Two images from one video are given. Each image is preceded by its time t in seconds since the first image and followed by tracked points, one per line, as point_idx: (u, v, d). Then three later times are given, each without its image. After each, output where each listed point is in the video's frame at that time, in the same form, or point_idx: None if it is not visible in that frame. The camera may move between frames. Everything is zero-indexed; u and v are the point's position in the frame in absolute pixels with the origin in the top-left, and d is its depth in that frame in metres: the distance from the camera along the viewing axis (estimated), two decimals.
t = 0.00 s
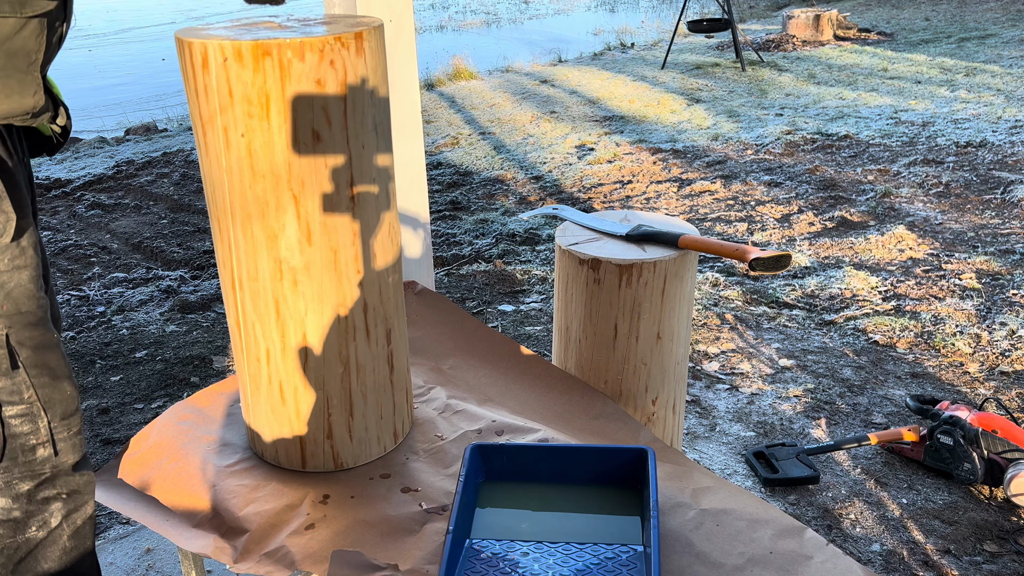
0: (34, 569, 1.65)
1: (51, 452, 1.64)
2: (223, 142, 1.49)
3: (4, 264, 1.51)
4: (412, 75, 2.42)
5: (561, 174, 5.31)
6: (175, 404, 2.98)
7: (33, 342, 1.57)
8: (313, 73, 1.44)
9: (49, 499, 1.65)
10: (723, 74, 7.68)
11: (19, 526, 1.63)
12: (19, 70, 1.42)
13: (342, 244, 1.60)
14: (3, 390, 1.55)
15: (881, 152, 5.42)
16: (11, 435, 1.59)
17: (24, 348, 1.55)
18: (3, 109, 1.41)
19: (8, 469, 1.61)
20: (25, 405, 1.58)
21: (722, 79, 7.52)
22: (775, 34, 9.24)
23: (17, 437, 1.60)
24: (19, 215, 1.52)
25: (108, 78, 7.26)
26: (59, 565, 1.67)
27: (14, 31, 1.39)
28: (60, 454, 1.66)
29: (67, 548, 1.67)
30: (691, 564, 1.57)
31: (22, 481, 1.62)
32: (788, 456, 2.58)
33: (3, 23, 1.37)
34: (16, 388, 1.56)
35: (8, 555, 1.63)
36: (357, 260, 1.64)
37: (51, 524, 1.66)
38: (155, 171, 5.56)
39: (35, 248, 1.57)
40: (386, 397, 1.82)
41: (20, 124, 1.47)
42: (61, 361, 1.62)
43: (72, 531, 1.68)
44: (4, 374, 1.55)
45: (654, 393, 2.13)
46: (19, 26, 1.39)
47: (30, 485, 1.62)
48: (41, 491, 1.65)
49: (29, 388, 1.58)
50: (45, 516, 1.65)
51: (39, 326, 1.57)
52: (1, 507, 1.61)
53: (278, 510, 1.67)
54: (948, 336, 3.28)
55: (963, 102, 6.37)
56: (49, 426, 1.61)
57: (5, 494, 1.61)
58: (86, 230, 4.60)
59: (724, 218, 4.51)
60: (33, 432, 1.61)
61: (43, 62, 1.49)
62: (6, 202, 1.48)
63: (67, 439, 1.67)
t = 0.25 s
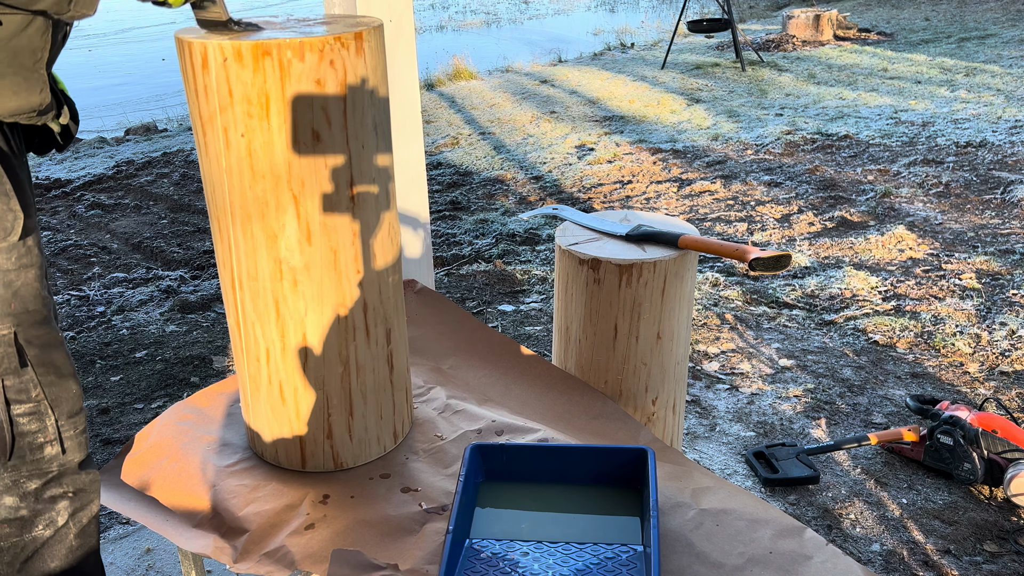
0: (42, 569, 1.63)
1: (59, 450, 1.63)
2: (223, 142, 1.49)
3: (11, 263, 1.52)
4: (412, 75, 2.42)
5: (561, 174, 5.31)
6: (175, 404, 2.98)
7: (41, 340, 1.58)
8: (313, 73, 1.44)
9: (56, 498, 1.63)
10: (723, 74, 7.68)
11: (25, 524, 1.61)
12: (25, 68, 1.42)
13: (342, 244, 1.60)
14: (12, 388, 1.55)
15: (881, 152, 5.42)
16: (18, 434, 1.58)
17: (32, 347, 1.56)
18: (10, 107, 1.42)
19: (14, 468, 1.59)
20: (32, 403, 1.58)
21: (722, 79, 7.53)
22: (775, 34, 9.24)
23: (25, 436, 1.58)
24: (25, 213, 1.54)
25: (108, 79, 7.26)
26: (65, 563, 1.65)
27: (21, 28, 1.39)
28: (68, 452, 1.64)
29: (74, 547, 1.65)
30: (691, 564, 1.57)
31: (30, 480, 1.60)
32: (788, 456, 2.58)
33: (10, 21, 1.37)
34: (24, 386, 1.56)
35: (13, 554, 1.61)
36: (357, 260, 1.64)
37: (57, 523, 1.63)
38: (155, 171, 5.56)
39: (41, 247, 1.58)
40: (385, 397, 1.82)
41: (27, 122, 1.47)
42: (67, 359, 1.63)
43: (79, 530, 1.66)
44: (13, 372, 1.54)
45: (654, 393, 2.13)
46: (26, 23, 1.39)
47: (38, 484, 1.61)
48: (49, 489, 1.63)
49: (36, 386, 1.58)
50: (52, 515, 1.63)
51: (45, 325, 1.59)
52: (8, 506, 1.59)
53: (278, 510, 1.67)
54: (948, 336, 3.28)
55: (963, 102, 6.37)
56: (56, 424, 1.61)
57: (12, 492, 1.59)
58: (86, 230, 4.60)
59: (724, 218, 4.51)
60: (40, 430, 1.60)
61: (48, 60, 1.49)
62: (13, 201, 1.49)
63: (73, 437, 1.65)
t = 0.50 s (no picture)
0: (39, 570, 1.64)
1: (56, 452, 1.64)
2: (223, 141, 1.49)
3: (11, 264, 1.51)
4: (412, 75, 2.42)
5: (561, 174, 5.31)
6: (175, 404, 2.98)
7: (39, 342, 1.57)
8: (313, 73, 1.44)
9: (53, 500, 1.65)
10: (723, 75, 7.68)
11: (23, 526, 1.62)
12: (26, 67, 1.42)
13: (342, 244, 1.60)
14: (10, 390, 1.56)
15: (881, 152, 5.42)
16: (14, 436, 1.58)
17: (30, 348, 1.56)
18: (10, 105, 1.41)
19: (11, 470, 1.60)
20: (30, 405, 1.58)
21: (722, 79, 7.53)
22: (775, 34, 9.24)
23: (22, 438, 1.59)
24: (24, 215, 1.53)
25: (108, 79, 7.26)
26: (63, 565, 1.66)
27: (21, 28, 1.39)
28: (65, 455, 1.66)
29: (72, 548, 1.67)
30: (691, 564, 1.57)
31: (28, 482, 1.61)
32: (787, 457, 2.58)
33: (9, 20, 1.37)
34: (21, 387, 1.57)
35: (11, 556, 1.62)
36: (357, 260, 1.64)
37: (55, 524, 1.65)
38: (155, 171, 5.56)
39: (39, 248, 1.58)
40: (386, 397, 1.82)
41: (26, 121, 1.46)
42: (65, 360, 1.63)
43: (77, 532, 1.68)
44: (10, 374, 1.55)
45: (654, 393, 2.13)
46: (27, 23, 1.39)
47: (35, 485, 1.62)
48: (46, 491, 1.64)
49: (34, 387, 1.58)
50: (50, 517, 1.65)
51: (44, 325, 1.58)
52: (6, 507, 1.61)
53: (278, 510, 1.67)
54: (948, 336, 3.28)
55: (963, 102, 6.37)
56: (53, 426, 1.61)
57: (10, 495, 1.60)
58: (86, 230, 4.60)
59: (724, 218, 4.51)
60: (37, 431, 1.61)
61: (49, 60, 1.49)
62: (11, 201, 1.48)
63: (70, 439, 1.66)
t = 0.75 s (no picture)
0: (47, 566, 1.64)
1: (67, 446, 1.62)
2: (224, 141, 1.49)
3: (21, 259, 1.52)
4: (412, 75, 2.42)
5: (561, 174, 5.32)
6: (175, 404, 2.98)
7: (49, 336, 1.57)
8: (314, 74, 1.44)
9: (63, 495, 1.64)
10: (723, 74, 7.68)
11: (33, 520, 1.61)
12: (34, 64, 1.42)
13: (343, 244, 1.60)
14: (21, 384, 1.54)
15: (881, 152, 5.42)
16: (26, 430, 1.57)
17: (41, 343, 1.56)
18: (21, 103, 1.42)
19: (22, 464, 1.58)
20: (41, 399, 1.57)
21: (722, 79, 7.53)
22: (775, 34, 9.25)
23: (34, 432, 1.58)
24: (35, 210, 1.55)
25: (108, 79, 7.26)
26: (70, 561, 1.66)
27: (27, 25, 1.38)
28: (76, 449, 1.64)
29: (80, 544, 1.66)
30: (691, 564, 1.57)
31: (39, 477, 1.60)
32: (788, 456, 2.59)
33: (18, 18, 1.36)
34: (33, 382, 1.56)
35: (20, 550, 1.61)
36: (358, 260, 1.64)
37: (64, 519, 1.64)
38: (155, 171, 5.56)
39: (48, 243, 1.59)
40: (386, 398, 1.82)
41: (35, 118, 1.48)
42: (75, 355, 1.63)
43: (85, 527, 1.67)
44: (22, 368, 1.54)
45: (654, 393, 2.13)
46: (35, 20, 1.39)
47: (46, 480, 1.61)
48: (56, 486, 1.63)
49: (45, 382, 1.57)
50: (59, 512, 1.64)
51: (54, 321, 1.59)
52: (15, 502, 1.60)
53: (279, 511, 1.67)
54: (947, 336, 3.29)
55: (963, 102, 6.37)
56: (65, 420, 1.60)
57: (21, 489, 1.59)
58: (86, 230, 4.60)
59: (724, 218, 4.51)
60: (49, 426, 1.59)
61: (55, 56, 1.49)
62: (22, 197, 1.51)
63: (81, 434, 1.65)
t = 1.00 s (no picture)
0: (43, 568, 1.64)
1: (59, 449, 1.63)
2: (223, 141, 1.49)
3: (13, 262, 1.51)
4: (412, 75, 2.42)
5: (561, 174, 5.32)
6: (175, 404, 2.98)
7: (42, 340, 1.57)
8: (314, 73, 1.44)
9: (56, 498, 1.64)
10: (723, 74, 7.68)
11: (26, 524, 1.61)
12: (28, 66, 1.42)
13: (342, 244, 1.60)
14: (13, 387, 1.55)
15: (881, 152, 5.42)
16: (17, 433, 1.57)
17: (34, 346, 1.56)
18: (13, 105, 1.41)
19: (14, 467, 1.58)
20: (33, 403, 1.57)
21: (722, 79, 7.53)
22: (775, 34, 9.25)
23: (25, 436, 1.58)
24: (29, 213, 1.54)
25: (108, 79, 7.26)
26: (65, 563, 1.66)
27: (24, 27, 1.38)
28: (68, 452, 1.64)
29: (74, 547, 1.66)
30: (691, 564, 1.57)
31: (30, 480, 1.60)
32: (788, 456, 2.58)
33: (13, 19, 1.36)
34: (24, 385, 1.56)
35: (12, 554, 1.61)
36: (357, 260, 1.64)
37: (57, 522, 1.64)
38: (155, 171, 5.56)
39: (43, 246, 1.59)
40: (386, 398, 1.82)
41: (29, 120, 1.47)
42: (68, 358, 1.63)
43: (79, 530, 1.67)
44: (14, 371, 1.54)
45: (654, 393, 2.13)
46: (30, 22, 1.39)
47: (38, 483, 1.61)
48: (49, 489, 1.63)
49: (38, 385, 1.57)
50: (52, 515, 1.63)
51: (46, 323, 1.58)
52: (8, 506, 1.59)
53: (278, 511, 1.66)
54: (948, 336, 3.29)
55: (963, 102, 6.37)
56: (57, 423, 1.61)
57: (13, 492, 1.59)
58: (86, 230, 4.60)
59: (724, 218, 4.51)
60: (40, 429, 1.59)
61: (51, 59, 1.49)
62: (15, 200, 1.49)
63: (73, 437, 1.65)
